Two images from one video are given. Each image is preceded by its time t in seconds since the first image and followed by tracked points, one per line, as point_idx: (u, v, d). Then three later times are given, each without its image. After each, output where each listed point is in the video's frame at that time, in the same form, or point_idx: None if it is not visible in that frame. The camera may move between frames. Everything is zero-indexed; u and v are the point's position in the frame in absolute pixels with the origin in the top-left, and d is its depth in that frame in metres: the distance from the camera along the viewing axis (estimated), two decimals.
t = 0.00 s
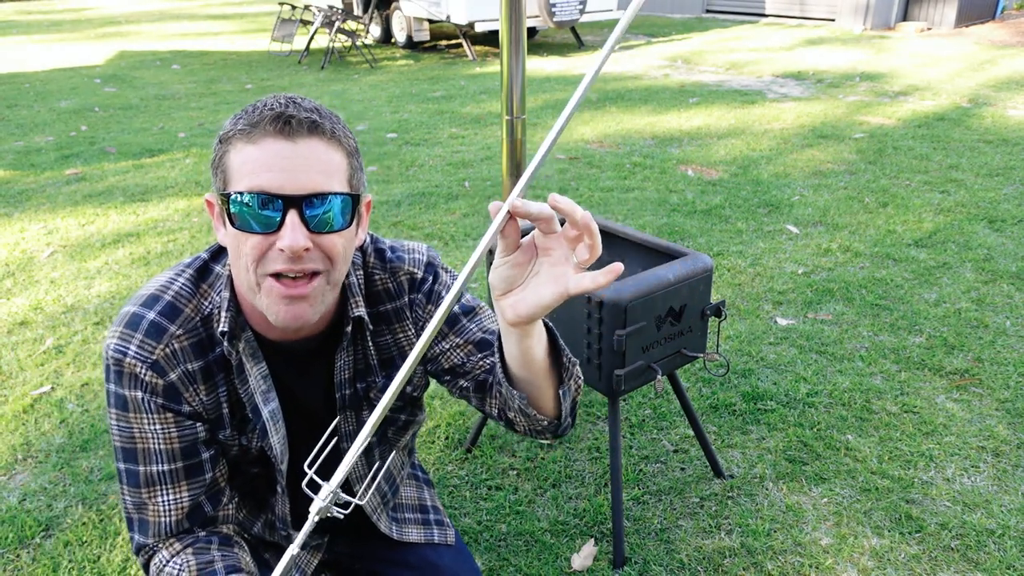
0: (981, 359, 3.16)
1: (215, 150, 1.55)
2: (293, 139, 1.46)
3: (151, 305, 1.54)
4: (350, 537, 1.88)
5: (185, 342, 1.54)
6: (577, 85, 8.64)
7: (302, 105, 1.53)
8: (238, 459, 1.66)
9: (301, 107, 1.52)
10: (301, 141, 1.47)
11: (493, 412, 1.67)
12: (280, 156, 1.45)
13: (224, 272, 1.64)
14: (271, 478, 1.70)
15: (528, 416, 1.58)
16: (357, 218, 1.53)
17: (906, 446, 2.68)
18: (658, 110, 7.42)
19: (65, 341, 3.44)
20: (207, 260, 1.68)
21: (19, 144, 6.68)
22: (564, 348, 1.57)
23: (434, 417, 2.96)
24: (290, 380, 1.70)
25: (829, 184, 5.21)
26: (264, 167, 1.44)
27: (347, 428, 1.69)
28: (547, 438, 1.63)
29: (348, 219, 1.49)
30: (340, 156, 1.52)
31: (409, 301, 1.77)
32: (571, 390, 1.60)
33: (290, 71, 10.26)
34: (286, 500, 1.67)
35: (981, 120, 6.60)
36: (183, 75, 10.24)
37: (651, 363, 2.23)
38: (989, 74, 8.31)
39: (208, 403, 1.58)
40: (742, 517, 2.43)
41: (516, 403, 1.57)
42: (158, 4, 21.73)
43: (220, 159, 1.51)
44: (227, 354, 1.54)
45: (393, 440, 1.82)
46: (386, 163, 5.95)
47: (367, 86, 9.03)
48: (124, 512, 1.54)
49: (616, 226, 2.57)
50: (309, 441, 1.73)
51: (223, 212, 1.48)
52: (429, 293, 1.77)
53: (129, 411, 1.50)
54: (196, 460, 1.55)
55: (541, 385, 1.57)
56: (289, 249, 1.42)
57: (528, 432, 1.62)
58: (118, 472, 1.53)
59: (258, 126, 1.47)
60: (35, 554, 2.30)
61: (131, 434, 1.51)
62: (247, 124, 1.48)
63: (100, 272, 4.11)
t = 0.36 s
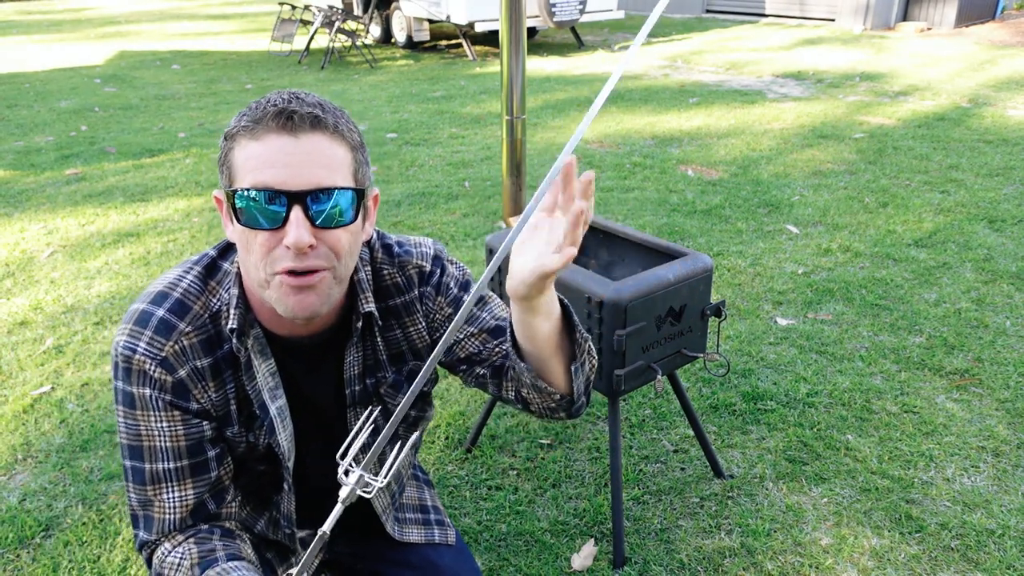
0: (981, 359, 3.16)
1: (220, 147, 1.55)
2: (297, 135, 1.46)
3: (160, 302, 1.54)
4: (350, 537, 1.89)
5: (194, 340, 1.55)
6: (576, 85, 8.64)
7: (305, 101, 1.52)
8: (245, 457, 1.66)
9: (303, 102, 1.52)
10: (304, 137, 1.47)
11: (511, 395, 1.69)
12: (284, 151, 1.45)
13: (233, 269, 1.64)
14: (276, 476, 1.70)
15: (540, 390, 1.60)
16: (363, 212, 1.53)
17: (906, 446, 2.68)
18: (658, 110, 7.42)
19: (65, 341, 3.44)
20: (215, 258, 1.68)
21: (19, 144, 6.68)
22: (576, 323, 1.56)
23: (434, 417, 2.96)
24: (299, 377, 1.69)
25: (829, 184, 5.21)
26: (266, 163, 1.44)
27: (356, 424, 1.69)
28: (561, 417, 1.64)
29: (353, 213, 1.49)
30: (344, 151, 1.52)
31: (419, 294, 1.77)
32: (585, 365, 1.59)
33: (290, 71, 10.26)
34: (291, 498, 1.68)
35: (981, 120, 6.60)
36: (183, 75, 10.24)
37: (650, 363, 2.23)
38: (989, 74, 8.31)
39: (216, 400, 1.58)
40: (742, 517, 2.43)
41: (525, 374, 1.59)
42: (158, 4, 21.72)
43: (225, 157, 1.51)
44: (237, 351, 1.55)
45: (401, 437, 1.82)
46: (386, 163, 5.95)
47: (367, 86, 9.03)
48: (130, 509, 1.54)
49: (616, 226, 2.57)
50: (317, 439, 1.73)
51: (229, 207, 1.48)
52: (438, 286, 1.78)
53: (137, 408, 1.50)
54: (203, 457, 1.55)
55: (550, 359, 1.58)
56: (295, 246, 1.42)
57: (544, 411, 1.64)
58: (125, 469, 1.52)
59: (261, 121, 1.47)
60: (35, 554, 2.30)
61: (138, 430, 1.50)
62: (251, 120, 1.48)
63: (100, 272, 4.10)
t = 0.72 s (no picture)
0: (981, 359, 3.16)
1: (236, 144, 1.54)
2: (314, 132, 1.46)
3: (171, 299, 1.54)
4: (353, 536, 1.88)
5: (205, 336, 1.55)
6: (576, 85, 8.64)
7: (321, 98, 1.53)
8: (253, 454, 1.66)
9: (320, 99, 1.52)
10: (321, 134, 1.47)
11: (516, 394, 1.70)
12: (302, 149, 1.45)
13: (242, 267, 1.65)
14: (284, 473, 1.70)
15: (548, 391, 1.61)
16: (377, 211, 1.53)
17: (906, 446, 2.68)
18: (658, 110, 7.42)
19: (65, 342, 3.44)
20: (225, 255, 1.67)
21: (19, 144, 6.68)
22: (589, 325, 1.56)
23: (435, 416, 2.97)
24: (307, 374, 1.69)
25: (829, 184, 5.21)
26: (284, 160, 1.45)
27: (364, 422, 1.70)
28: (567, 415, 1.66)
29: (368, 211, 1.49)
30: (359, 149, 1.52)
31: (426, 293, 1.77)
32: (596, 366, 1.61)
33: (290, 71, 10.26)
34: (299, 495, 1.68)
35: (981, 120, 6.60)
36: (183, 75, 10.24)
37: (651, 363, 2.23)
38: (989, 74, 8.31)
39: (225, 396, 1.58)
40: (741, 517, 2.43)
41: (537, 375, 1.59)
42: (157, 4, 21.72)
43: (240, 154, 1.51)
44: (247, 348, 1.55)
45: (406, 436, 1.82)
46: (386, 163, 5.95)
47: (367, 86, 9.03)
48: (139, 506, 1.53)
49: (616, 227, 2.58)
50: (323, 435, 1.74)
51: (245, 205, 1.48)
52: (445, 285, 1.79)
53: (148, 404, 1.49)
54: (213, 454, 1.54)
55: (562, 360, 1.59)
56: (311, 243, 1.43)
57: (551, 410, 1.66)
58: (135, 465, 1.52)
59: (279, 119, 1.47)
60: (35, 554, 2.30)
61: (148, 427, 1.50)
62: (268, 117, 1.48)
63: (100, 272, 4.10)
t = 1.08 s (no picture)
0: (980, 359, 3.16)
1: (246, 144, 1.47)
2: (339, 114, 1.49)
3: (166, 299, 1.54)
4: (355, 535, 1.89)
5: (201, 335, 1.55)
6: (576, 85, 8.64)
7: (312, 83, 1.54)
8: (253, 452, 1.66)
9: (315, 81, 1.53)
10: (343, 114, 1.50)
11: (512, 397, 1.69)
12: (338, 130, 1.48)
13: (238, 265, 1.64)
14: (284, 471, 1.70)
15: (547, 399, 1.59)
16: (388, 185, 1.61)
17: (906, 446, 2.68)
18: (658, 110, 7.42)
19: (65, 342, 3.44)
20: (220, 254, 1.67)
21: (19, 144, 6.68)
22: (594, 339, 1.56)
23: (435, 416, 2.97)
24: (305, 368, 1.69)
25: (829, 184, 5.21)
26: (331, 142, 1.46)
27: (361, 416, 1.70)
28: (563, 421, 1.63)
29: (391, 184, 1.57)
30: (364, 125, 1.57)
31: (425, 289, 1.76)
32: (596, 378, 1.60)
33: (290, 71, 10.26)
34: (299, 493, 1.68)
35: (981, 120, 6.60)
36: (183, 75, 10.24)
37: (651, 363, 2.23)
38: (989, 74, 8.31)
39: (224, 394, 1.58)
40: (742, 517, 2.43)
41: (537, 386, 1.59)
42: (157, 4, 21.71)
43: (262, 156, 1.45)
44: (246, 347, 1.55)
45: (404, 430, 1.81)
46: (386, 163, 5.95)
47: (367, 86, 9.03)
48: (139, 506, 1.52)
49: (616, 226, 2.58)
50: (324, 432, 1.74)
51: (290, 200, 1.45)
52: (444, 283, 1.78)
53: (145, 403, 1.49)
54: (212, 452, 1.54)
55: (564, 372, 1.58)
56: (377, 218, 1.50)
57: (546, 416, 1.63)
58: (133, 464, 1.52)
59: (305, 106, 1.46)
60: (35, 554, 2.30)
61: (147, 425, 1.50)
62: (293, 106, 1.46)
63: (100, 272, 4.11)
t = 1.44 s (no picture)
0: (980, 359, 3.16)
1: (220, 145, 1.52)
2: (304, 127, 1.46)
3: (164, 298, 1.55)
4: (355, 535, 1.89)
5: (199, 335, 1.55)
6: (576, 85, 8.64)
7: (305, 92, 1.52)
8: (252, 452, 1.66)
9: (302, 92, 1.52)
10: (312, 128, 1.46)
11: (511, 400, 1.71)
12: (293, 144, 1.45)
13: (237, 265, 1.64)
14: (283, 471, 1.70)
15: (543, 400, 1.61)
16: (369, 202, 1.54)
17: (906, 446, 2.68)
18: (658, 110, 7.42)
19: (65, 341, 3.44)
20: (219, 253, 1.67)
21: (19, 144, 6.68)
22: (582, 335, 1.58)
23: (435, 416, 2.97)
24: (303, 368, 1.69)
25: (829, 184, 5.21)
26: (275, 157, 1.44)
27: (359, 416, 1.70)
28: (560, 420, 1.66)
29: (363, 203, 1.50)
30: (348, 139, 1.52)
31: (425, 290, 1.77)
32: (589, 375, 1.62)
33: (290, 71, 10.26)
34: (300, 492, 1.68)
35: (981, 120, 6.60)
36: (183, 75, 10.24)
37: (651, 363, 2.23)
38: (989, 74, 8.31)
39: (221, 394, 1.58)
40: (742, 517, 2.43)
41: (531, 388, 1.59)
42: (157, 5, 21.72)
43: (228, 154, 1.50)
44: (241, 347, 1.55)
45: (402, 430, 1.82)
46: (386, 163, 5.95)
47: (367, 86, 9.03)
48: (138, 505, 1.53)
49: (616, 227, 2.58)
50: (324, 432, 1.75)
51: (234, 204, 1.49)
52: (444, 284, 1.78)
53: (143, 402, 1.50)
54: (211, 451, 1.54)
55: (558, 371, 1.59)
56: (311, 238, 1.43)
57: (543, 417, 1.66)
58: (132, 463, 1.52)
59: (268, 116, 1.46)
60: (35, 554, 2.30)
61: (146, 424, 1.50)
62: (256, 116, 1.47)
63: (100, 272, 4.11)
